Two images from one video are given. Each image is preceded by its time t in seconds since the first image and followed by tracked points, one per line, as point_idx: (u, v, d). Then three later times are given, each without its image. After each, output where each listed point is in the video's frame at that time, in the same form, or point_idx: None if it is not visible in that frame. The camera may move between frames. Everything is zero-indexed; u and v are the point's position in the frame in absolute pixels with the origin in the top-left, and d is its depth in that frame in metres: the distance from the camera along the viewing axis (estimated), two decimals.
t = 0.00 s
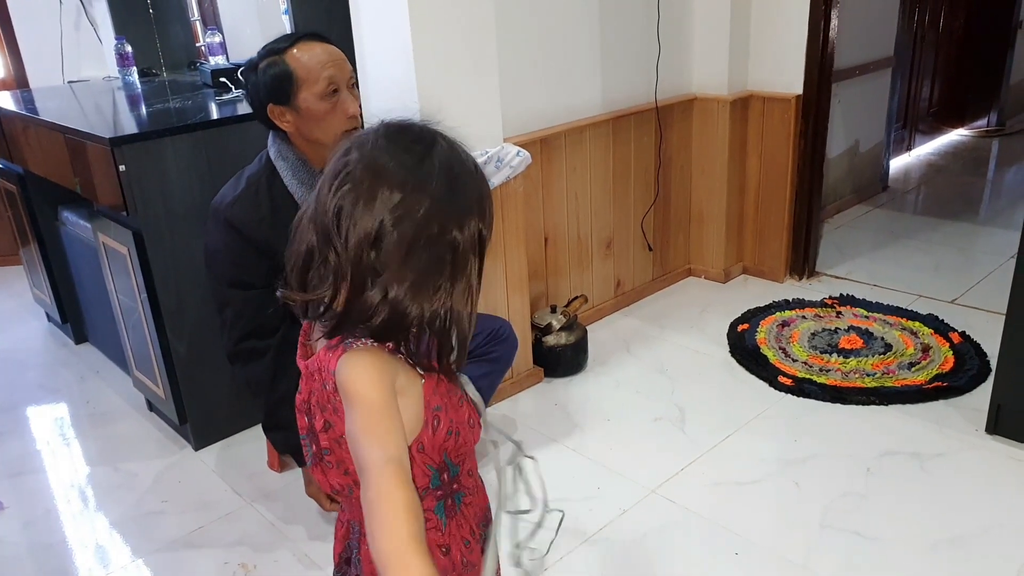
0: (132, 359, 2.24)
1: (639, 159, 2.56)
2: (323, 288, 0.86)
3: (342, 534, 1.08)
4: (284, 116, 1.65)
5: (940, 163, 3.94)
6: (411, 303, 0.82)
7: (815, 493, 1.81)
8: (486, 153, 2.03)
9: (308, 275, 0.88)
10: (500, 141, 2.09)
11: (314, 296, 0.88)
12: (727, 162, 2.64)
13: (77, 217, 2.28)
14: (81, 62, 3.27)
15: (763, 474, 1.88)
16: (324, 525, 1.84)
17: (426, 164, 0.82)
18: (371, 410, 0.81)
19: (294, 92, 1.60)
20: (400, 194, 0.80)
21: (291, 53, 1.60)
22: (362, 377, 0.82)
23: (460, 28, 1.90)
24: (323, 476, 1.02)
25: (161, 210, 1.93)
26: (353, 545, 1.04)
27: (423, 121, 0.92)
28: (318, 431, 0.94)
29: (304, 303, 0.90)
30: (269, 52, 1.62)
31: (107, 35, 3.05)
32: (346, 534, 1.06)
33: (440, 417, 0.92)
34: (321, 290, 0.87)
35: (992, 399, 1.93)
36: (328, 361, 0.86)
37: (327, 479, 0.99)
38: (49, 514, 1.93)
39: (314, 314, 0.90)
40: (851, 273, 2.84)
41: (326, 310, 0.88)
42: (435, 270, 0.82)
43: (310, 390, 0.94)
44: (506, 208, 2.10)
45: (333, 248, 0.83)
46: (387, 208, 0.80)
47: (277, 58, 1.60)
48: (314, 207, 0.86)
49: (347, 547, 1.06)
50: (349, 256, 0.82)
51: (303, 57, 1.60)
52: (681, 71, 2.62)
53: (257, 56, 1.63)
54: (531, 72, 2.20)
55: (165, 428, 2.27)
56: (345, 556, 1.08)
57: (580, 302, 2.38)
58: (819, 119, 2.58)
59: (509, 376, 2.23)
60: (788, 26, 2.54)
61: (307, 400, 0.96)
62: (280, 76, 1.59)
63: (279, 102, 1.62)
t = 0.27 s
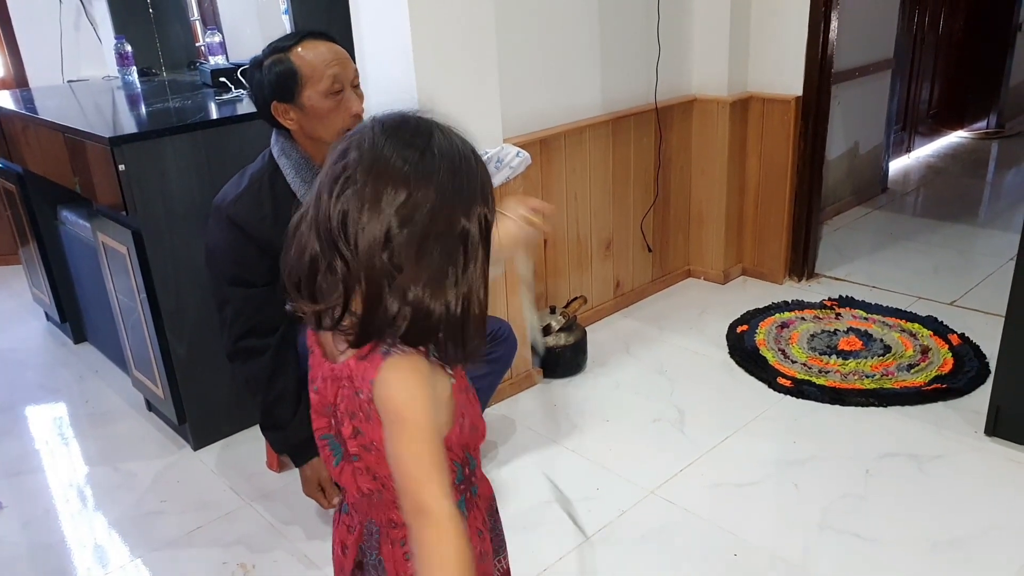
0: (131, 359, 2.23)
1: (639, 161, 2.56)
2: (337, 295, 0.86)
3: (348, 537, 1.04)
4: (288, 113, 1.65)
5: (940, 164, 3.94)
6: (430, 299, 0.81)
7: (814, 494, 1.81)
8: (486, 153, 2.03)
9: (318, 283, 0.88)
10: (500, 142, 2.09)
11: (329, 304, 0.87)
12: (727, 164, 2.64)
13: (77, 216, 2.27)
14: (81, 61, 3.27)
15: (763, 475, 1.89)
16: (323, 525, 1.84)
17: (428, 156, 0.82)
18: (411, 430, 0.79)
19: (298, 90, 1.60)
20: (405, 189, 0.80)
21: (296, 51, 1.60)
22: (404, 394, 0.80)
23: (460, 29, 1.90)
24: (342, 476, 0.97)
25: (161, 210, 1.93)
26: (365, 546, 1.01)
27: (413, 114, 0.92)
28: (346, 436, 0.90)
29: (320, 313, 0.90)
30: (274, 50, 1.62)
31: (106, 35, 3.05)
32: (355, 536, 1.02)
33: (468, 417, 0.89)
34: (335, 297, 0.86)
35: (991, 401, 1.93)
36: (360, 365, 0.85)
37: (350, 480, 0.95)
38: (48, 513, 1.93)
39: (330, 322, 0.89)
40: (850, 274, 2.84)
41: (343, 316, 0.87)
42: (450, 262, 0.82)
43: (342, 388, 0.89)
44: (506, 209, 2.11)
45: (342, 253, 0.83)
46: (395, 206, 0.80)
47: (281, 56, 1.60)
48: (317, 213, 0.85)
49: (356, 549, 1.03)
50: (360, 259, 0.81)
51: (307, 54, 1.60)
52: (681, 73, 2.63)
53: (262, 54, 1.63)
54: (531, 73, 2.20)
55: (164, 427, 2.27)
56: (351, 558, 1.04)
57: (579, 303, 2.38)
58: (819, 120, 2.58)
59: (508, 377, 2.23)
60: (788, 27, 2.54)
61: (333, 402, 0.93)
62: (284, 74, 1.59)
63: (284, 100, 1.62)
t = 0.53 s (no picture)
0: (129, 360, 2.23)
1: (637, 161, 2.56)
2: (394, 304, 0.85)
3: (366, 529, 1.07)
4: (286, 113, 1.65)
5: (938, 164, 3.94)
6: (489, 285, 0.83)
7: (813, 494, 1.81)
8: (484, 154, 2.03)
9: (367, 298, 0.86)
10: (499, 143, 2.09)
11: (378, 317, 0.86)
12: (725, 164, 2.64)
13: (74, 217, 2.27)
14: (79, 61, 3.27)
15: (761, 475, 1.89)
16: (321, 525, 1.84)
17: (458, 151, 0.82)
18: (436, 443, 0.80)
19: (297, 89, 1.60)
20: (447, 187, 0.80)
21: (295, 51, 1.60)
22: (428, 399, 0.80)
23: (458, 30, 1.90)
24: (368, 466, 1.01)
25: (159, 211, 1.93)
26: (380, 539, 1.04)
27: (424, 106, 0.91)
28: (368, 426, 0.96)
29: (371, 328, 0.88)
30: (273, 49, 1.62)
31: (104, 35, 3.04)
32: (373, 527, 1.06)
33: (489, 436, 0.92)
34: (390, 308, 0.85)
35: (989, 400, 1.93)
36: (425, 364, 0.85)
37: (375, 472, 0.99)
38: (46, 514, 1.92)
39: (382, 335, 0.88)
40: (848, 274, 2.84)
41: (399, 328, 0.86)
42: (499, 251, 0.83)
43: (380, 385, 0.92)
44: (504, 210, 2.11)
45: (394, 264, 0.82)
46: (442, 207, 0.80)
47: (280, 55, 1.60)
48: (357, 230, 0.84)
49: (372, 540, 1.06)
50: (416, 267, 0.81)
51: (306, 54, 1.60)
52: (679, 73, 2.63)
53: (261, 54, 1.63)
54: (529, 73, 2.20)
55: (162, 428, 2.27)
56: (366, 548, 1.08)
57: (577, 303, 2.39)
58: (817, 120, 2.58)
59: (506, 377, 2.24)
60: (786, 27, 2.54)
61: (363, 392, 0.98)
62: (283, 73, 1.59)
63: (284, 100, 1.62)
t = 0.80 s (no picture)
0: (127, 360, 2.23)
1: (635, 161, 2.56)
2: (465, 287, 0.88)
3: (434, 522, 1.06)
4: (283, 113, 1.64)
5: (935, 164, 3.94)
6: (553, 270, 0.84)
7: (810, 493, 1.82)
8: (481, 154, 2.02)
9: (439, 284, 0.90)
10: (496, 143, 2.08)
11: (455, 306, 0.90)
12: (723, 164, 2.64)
13: (71, 217, 2.26)
14: (75, 61, 3.25)
15: (759, 475, 1.89)
16: (319, 526, 1.84)
17: (522, 141, 0.83)
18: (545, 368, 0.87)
19: (294, 89, 1.60)
20: (511, 175, 0.82)
21: (293, 50, 1.60)
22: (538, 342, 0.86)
23: (456, 30, 1.90)
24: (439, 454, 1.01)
25: (156, 211, 1.93)
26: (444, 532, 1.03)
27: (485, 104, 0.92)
28: (459, 409, 0.95)
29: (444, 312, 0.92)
30: (270, 49, 1.61)
31: (100, 35, 3.03)
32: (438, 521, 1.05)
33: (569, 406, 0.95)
34: (461, 292, 0.89)
35: (986, 400, 1.93)
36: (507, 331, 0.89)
37: (449, 458, 0.99)
38: (43, 515, 1.92)
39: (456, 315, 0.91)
40: (846, 273, 2.85)
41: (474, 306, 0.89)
42: (570, 242, 0.85)
43: (462, 363, 0.94)
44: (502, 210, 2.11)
45: (465, 251, 0.85)
46: (506, 194, 0.82)
47: (278, 55, 1.60)
48: (428, 218, 0.87)
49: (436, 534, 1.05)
50: (487, 253, 0.84)
51: (304, 54, 1.60)
52: (677, 72, 2.62)
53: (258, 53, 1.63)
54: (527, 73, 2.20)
55: (160, 429, 2.26)
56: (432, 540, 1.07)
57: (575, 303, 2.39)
58: (815, 120, 2.59)
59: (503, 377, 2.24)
60: (784, 27, 2.54)
61: (448, 377, 0.97)
62: (281, 73, 1.59)
63: (280, 100, 1.62)
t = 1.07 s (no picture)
0: (124, 361, 2.23)
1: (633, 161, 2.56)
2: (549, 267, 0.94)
3: (527, 527, 1.04)
4: (285, 115, 1.63)
5: (933, 163, 3.95)
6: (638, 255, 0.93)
7: (809, 493, 1.81)
8: (479, 154, 2.01)
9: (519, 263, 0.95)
10: (494, 143, 2.08)
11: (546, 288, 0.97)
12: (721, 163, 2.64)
13: (69, 218, 2.26)
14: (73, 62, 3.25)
15: (757, 474, 1.89)
16: (317, 526, 1.84)
17: (606, 137, 0.91)
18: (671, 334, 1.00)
19: (296, 90, 1.59)
20: (604, 169, 0.90)
21: (293, 51, 1.59)
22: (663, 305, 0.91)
23: (454, 29, 1.90)
24: (542, 452, 1.02)
25: (153, 212, 1.93)
26: (549, 532, 1.03)
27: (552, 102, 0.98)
28: (579, 395, 1.00)
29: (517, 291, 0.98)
30: (267, 50, 1.60)
31: (98, 36, 3.03)
32: (536, 525, 1.04)
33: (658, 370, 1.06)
34: (543, 270, 0.95)
35: (984, 398, 1.93)
36: (613, 306, 0.98)
37: (559, 453, 1.01)
38: (41, 517, 1.92)
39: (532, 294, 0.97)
40: (844, 273, 2.85)
41: (551, 290, 0.97)
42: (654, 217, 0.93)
43: (576, 351, 0.99)
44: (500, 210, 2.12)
45: (555, 234, 0.91)
46: (601, 187, 0.90)
47: (277, 56, 1.59)
48: (516, 203, 0.92)
49: (535, 537, 1.04)
50: (586, 238, 0.91)
51: (304, 54, 1.59)
52: (674, 71, 2.63)
53: (253, 55, 1.62)
54: (525, 73, 2.20)
55: (158, 430, 2.26)
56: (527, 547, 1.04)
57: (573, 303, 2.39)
58: (813, 120, 2.59)
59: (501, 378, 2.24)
60: (781, 26, 2.54)
61: (556, 370, 1.00)
62: (282, 74, 1.58)
63: (280, 102, 1.61)
